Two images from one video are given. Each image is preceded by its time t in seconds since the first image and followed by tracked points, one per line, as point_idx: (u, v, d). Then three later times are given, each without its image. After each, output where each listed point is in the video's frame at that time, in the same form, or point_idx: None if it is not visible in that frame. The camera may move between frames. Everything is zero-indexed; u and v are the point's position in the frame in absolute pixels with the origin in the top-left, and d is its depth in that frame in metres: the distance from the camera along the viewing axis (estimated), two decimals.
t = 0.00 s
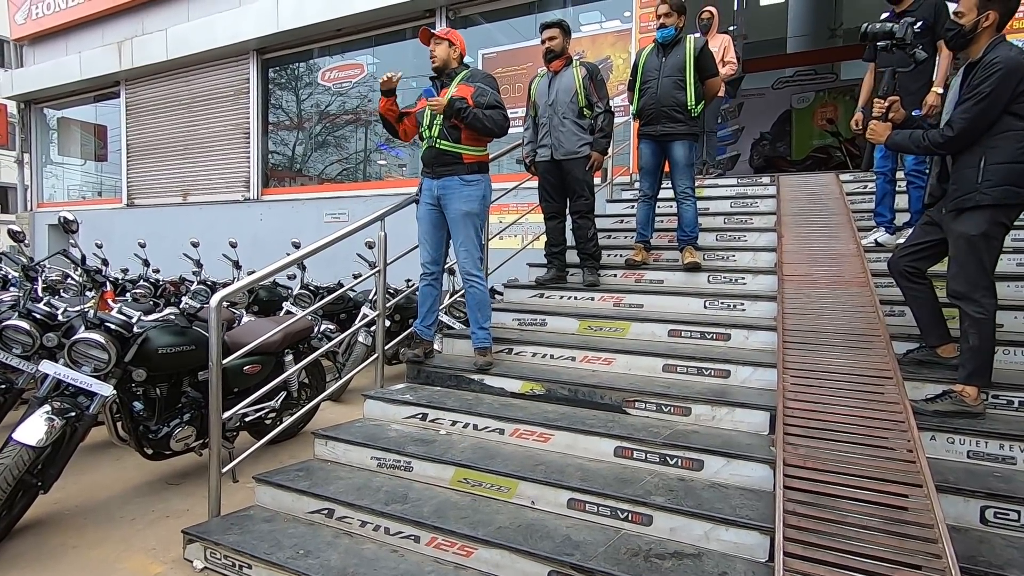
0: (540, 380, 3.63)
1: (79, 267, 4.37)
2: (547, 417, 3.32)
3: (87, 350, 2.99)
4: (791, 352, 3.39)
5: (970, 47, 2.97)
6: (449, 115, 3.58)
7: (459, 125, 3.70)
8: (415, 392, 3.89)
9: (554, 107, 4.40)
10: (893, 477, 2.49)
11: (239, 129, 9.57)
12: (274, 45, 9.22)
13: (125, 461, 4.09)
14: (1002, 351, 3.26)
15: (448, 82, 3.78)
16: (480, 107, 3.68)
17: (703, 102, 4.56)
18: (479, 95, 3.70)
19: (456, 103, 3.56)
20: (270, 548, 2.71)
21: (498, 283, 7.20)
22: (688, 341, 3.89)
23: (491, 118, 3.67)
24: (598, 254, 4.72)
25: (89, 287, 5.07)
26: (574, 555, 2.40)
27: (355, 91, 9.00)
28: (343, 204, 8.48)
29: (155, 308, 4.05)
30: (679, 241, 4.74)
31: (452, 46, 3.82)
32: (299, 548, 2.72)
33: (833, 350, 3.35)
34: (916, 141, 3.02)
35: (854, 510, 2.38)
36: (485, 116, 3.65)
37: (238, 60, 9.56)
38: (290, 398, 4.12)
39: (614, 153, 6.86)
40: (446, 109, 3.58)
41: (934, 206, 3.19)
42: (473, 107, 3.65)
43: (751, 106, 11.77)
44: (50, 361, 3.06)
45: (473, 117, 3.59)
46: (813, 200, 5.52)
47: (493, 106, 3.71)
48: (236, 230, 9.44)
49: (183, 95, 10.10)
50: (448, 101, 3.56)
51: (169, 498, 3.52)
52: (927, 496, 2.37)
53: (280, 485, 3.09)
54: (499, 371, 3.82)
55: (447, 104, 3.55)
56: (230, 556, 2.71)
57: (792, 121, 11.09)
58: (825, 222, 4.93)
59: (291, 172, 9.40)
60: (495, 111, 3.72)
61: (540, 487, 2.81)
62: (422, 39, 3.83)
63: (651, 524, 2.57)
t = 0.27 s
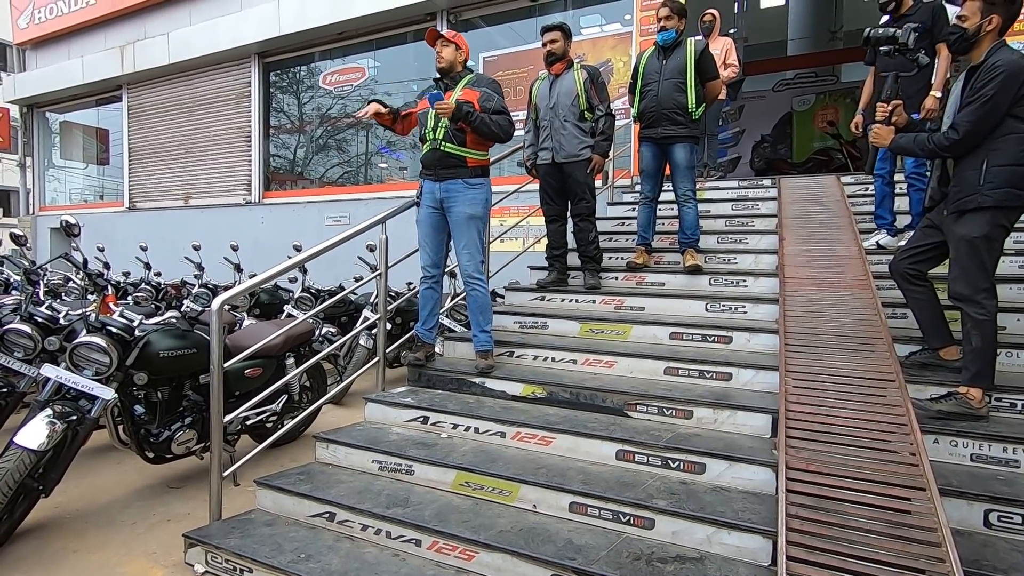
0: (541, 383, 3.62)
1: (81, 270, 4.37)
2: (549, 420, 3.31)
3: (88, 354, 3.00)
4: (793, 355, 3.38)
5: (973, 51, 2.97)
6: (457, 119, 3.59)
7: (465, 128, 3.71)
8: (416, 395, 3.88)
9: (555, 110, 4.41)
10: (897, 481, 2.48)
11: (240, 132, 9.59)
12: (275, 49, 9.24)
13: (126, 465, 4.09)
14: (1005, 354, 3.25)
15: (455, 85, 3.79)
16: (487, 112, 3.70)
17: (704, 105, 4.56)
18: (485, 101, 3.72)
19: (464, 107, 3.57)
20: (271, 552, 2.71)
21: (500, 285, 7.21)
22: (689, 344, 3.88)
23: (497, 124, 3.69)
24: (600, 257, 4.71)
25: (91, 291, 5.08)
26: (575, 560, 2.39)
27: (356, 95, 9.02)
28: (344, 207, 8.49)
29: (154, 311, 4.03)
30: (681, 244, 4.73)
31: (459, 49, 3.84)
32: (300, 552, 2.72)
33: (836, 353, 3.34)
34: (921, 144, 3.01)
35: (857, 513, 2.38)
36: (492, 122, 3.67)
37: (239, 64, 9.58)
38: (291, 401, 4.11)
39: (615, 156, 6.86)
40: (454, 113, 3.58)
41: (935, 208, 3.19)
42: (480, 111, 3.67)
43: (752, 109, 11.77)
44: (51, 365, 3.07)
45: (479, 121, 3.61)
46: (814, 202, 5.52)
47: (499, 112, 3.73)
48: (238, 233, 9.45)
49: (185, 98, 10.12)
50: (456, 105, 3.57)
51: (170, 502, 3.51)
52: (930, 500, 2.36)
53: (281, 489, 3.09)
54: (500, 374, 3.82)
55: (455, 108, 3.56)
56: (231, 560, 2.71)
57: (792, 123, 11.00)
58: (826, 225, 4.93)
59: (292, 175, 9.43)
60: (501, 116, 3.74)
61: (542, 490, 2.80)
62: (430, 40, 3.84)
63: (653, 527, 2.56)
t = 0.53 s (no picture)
0: (543, 385, 3.62)
1: (84, 273, 4.38)
2: (551, 423, 3.31)
3: (91, 357, 3.01)
4: (796, 357, 3.37)
5: (973, 57, 2.96)
6: (471, 127, 3.58)
7: (477, 134, 3.72)
8: (418, 398, 3.88)
9: (556, 113, 4.42)
10: (900, 483, 2.47)
11: (242, 135, 9.61)
12: (277, 52, 9.26)
13: (128, 467, 4.09)
14: (1008, 356, 3.24)
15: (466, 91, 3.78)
16: (497, 121, 3.73)
17: (705, 107, 4.56)
18: (496, 110, 3.75)
19: (479, 115, 3.56)
20: (273, 555, 2.70)
21: (501, 288, 7.21)
22: (691, 346, 3.88)
23: (508, 133, 3.73)
24: (601, 259, 4.72)
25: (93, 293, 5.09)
26: (578, 562, 2.39)
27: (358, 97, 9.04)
28: (346, 209, 8.51)
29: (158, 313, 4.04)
30: (683, 246, 4.73)
31: (463, 54, 3.85)
32: (302, 555, 2.72)
33: (839, 355, 3.34)
34: (924, 149, 3.02)
35: (860, 516, 2.37)
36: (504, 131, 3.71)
37: (241, 67, 9.60)
38: (294, 404, 4.11)
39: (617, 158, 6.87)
40: (471, 121, 3.54)
41: (935, 211, 3.19)
42: (492, 120, 3.69)
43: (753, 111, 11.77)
44: (54, 368, 3.07)
45: (492, 130, 3.63)
46: (816, 204, 5.51)
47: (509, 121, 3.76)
48: (240, 236, 9.47)
49: (188, 101, 10.15)
50: (472, 113, 3.54)
51: (171, 505, 3.51)
52: (934, 502, 2.35)
53: (283, 492, 3.09)
54: (502, 376, 3.82)
55: (472, 116, 3.52)
56: (233, 563, 2.71)
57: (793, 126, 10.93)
58: (828, 227, 4.92)
59: (294, 178, 9.45)
60: (511, 125, 3.78)
61: (544, 493, 2.80)
62: (435, 43, 3.85)
63: (655, 530, 2.55)
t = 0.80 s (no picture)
0: (544, 385, 3.62)
1: (86, 273, 4.38)
2: (552, 423, 3.31)
3: (93, 356, 3.00)
4: (798, 357, 3.38)
5: (973, 60, 2.94)
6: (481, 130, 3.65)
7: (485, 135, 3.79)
8: (419, 398, 3.88)
9: (557, 113, 4.42)
10: (903, 484, 2.47)
11: (243, 135, 9.62)
12: (279, 52, 9.27)
13: (129, 467, 4.09)
14: (1010, 356, 3.23)
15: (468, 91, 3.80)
16: (502, 122, 3.78)
17: (707, 107, 4.55)
18: (501, 110, 3.80)
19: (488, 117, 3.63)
20: (275, 554, 2.71)
21: (502, 288, 7.22)
22: (693, 346, 3.88)
23: (513, 133, 3.80)
24: (602, 260, 4.72)
25: (95, 293, 5.10)
26: (579, 562, 2.39)
27: (359, 98, 9.05)
28: (347, 210, 8.51)
29: (160, 313, 4.05)
30: (684, 246, 4.73)
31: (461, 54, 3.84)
32: (303, 554, 2.72)
33: (841, 354, 3.34)
34: (927, 151, 3.02)
35: (862, 516, 2.37)
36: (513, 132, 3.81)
37: (243, 67, 9.61)
38: (296, 403, 4.12)
39: (618, 158, 6.87)
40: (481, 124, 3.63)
41: (936, 211, 3.20)
42: (497, 120, 3.75)
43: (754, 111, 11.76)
44: (56, 367, 3.07)
45: (501, 132, 3.72)
46: (818, 204, 5.51)
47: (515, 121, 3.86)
48: (241, 236, 9.47)
49: (189, 102, 10.16)
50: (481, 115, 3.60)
51: (173, 504, 3.52)
52: (936, 502, 2.35)
53: (285, 491, 3.09)
54: (503, 376, 3.82)
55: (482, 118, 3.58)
56: (235, 562, 2.71)
57: (794, 126, 10.92)
58: (830, 227, 4.92)
59: (295, 178, 9.45)
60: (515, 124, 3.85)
61: (545, 492, 2.80)
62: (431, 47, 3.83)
63: (657, 530, 2.55)
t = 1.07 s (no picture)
0: (545, 383, 3.62)
1: (88, 270, 4.38)
2: (554, 421, 3.31)
3: (96, 354, 3.00)
4: (800, 355, 3.38)
5: (972, 61, 2.94)
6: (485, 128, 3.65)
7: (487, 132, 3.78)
8: (421, 396, 3.89)
9: (559, 111, 4.42)
10: (905, 482, 2.47)
11: (245, 134, 9.62)
12: (280, 50, 9.27)
13: (131, 464, 4.10)
14: (1013, 354, 3.23)
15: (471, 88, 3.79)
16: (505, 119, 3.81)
17: (708, 105, 4.55)
18: (501, 107, 3.84)
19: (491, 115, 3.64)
20: (277, 552, 2.71)
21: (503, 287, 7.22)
22: (694, 344, 3.88)
23: (516, 130, 3.80)
24: (603, 258, 4.72)
25: (97, 291, 5.10)
26: (581, 560, 2.39)
27: (360, 96, 9.04)
28: (348, 208, 8.51)
29: (161, 312, 4.04)
30: (685, 244, 4.73)
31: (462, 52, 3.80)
32: (305, 552, 2.72)
33: (843, 353, 3.34)
34: (929, 151, 3.00)
35: (864, 514, 2.37)
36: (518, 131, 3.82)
37: (244, 65, 9.60)
38: (297, 401, 4.12)
39: (619, 157, 6.87)
40: (483, 123, 3.64)
41: (937, 211, 3.18)
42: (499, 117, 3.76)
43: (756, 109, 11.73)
44: (59, 365, 3.08)
45: (504, 129, 3.73)
46: (819, 203, 5.51)
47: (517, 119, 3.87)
48: (243, 234, 9.48)
49: (191, 100, 10.16)
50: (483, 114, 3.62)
51: (175, 501, 3.52)
52: (938, 500, 2.35)
53: (287, 489, 3.10)
54: (505, 374, 3.82)
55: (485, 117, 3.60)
56: (237, 560, 2.71)
57: (796, 126, 10.86)
58: (832, 225, 4.92)
59: (296, 176, 9.46)
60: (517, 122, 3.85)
61: (547, 490, 2.80)
62: (430, 45, 3.79)
63: (658, 528, 2.56)
